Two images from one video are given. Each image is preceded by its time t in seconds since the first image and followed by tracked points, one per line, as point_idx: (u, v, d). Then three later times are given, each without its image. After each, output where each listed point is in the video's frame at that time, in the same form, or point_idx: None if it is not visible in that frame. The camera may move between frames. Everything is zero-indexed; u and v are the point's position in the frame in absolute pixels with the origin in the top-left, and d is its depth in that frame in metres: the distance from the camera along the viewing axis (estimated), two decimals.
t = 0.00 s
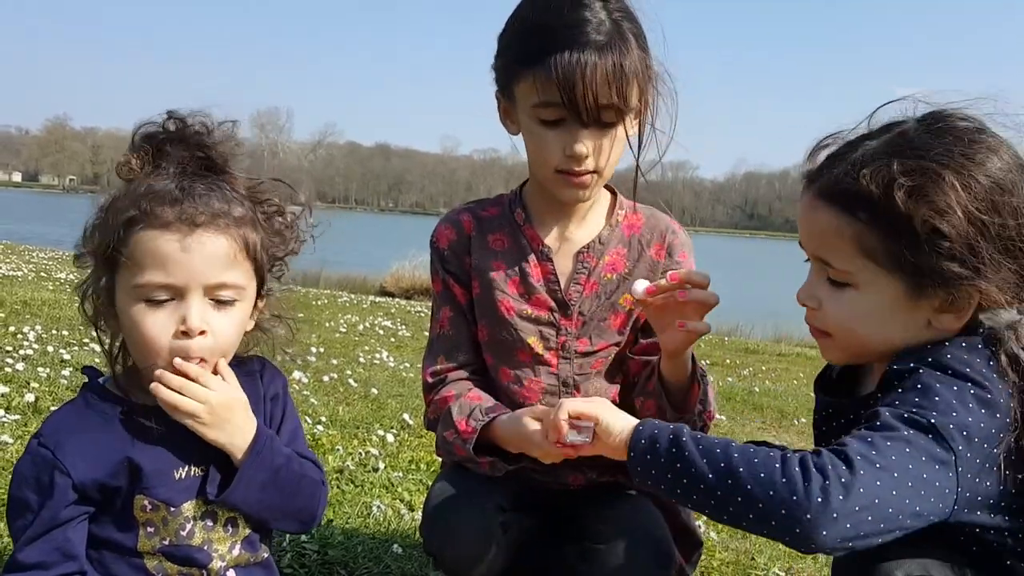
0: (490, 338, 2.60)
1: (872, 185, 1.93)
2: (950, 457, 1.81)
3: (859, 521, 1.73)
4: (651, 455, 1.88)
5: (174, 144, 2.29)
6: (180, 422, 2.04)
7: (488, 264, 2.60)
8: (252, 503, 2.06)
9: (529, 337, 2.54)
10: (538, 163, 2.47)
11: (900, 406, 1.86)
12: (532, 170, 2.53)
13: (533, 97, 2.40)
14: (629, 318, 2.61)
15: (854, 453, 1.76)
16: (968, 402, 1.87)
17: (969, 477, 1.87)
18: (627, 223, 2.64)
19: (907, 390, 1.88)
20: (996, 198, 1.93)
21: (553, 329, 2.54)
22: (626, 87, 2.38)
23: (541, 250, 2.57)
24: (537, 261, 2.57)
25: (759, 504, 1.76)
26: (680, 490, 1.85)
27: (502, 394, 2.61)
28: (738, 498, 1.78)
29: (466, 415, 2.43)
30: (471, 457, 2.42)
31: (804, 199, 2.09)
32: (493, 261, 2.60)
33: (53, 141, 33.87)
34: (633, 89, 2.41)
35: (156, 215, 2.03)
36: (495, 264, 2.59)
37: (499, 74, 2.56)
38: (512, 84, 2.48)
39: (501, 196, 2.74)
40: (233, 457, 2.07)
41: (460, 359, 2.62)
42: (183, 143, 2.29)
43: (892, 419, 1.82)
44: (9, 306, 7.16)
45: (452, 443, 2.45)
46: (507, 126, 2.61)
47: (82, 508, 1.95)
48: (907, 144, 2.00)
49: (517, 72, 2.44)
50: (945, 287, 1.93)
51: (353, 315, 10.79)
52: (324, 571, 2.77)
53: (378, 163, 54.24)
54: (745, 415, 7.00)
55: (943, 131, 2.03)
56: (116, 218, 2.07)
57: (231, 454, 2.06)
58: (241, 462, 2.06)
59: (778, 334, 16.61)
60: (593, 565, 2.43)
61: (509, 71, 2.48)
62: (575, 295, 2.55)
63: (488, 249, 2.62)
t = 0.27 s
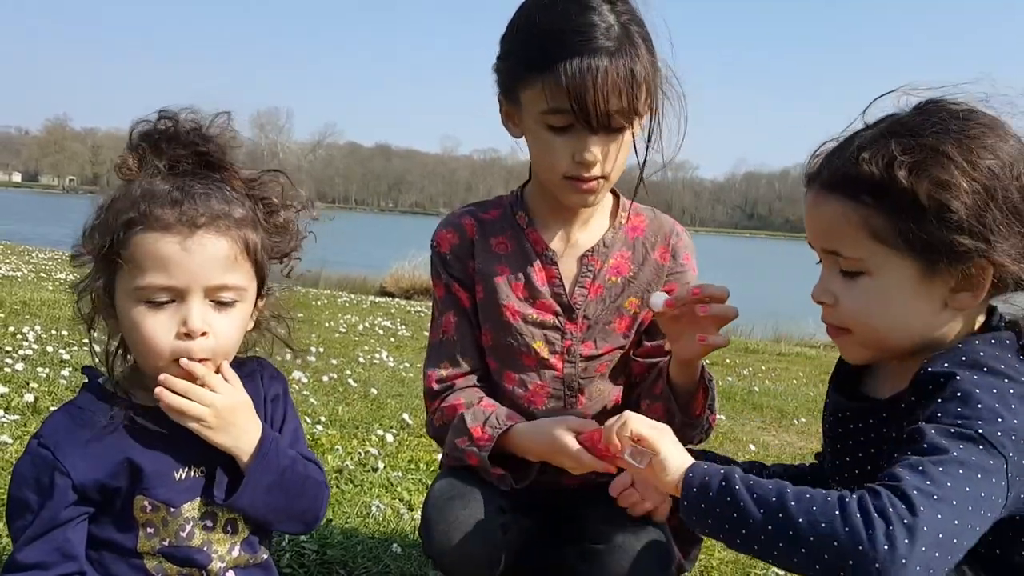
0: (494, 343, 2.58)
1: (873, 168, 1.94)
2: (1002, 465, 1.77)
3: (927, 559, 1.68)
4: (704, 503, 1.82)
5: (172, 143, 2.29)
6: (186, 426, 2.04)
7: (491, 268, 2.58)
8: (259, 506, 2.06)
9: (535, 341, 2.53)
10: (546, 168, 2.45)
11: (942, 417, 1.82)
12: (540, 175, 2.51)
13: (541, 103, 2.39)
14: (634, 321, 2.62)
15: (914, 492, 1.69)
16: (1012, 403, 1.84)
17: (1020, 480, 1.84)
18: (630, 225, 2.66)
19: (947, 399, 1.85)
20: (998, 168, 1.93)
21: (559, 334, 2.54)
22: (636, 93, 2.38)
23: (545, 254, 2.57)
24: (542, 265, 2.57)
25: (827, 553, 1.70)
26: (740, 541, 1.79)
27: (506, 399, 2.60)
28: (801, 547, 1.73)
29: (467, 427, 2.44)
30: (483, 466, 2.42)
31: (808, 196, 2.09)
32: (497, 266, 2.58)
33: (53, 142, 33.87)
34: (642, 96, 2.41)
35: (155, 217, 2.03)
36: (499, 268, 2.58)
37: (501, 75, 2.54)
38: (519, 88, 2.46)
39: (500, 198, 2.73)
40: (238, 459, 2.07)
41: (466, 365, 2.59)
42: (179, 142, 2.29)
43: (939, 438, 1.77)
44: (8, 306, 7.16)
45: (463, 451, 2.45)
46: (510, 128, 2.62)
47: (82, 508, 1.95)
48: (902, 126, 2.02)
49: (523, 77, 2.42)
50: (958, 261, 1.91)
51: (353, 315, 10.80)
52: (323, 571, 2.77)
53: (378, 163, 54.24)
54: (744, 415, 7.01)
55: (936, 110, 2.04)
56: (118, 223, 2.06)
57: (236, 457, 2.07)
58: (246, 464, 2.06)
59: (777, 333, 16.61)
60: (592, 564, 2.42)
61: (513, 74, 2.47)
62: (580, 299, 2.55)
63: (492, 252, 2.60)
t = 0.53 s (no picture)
0: (494, 342, 2.58)
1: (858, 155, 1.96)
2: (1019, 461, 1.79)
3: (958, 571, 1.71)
4: (737, 516, 1.86)
5: (158, 139, 2.27)
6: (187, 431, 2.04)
7: (490, 267, 2.59)
8: (258, 508, 2.06)
9: (535, 340, 2.54)
10: (551, 170, 2.44)
11: (954, 416, 1.84)
12: (543, 176, 2.50)
13: (547, 106, 2.37)
14: (635, 318, 2.61)
15: (940, 506, 1.70)
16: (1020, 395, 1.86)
17: None
18: (628, 221, 2.66)
19: (956, 398, 1.86)
20: (981, 151, 1.95)
21: (560, 332, 2.54)
22: (642, 95, 2.37)
23: (545, 252, 2.57)
24: (542, 263, 2.56)
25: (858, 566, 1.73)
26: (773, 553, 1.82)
27: (507, 398, 2.60)
28: (834, 562, 1.75)
29: (467, 431, 2.45)
30: (494, 468, 2.42)
31: (798, 194, 2.10)
32: (496, 264, 2.59)
33: (48, 142, 33.80)
34: (649, 97, 2.41)
35: (158, 217, 2.03)
36: (498, 267, 2.58)
37: (500, 74, 2.53)
38: (522, 91, 2.43)
39: (494, 198, 2.73)
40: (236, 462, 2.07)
41: (467, 366, 2.57)
42: (165, 136, 2.27)
43: (955, 442, 1.78)
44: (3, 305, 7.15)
45: (473, 451, 2.44)
46: (508, 128, 2.60)
47: (72, 507, 1.95)
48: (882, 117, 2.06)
49: (528, 79, 2.40)
50: (948, 241, 1.91)
51: (349, 314, 10.79)
52: (317, 568, 2.77)
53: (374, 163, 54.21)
54: (740, 413, 7.01)
55: (913, 102, 2.08)
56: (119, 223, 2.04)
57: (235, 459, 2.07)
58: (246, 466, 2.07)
59: (773, 332, 16.63)
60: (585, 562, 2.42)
61: (515, 75, 2.44)
62: (580, 296, 2.55)
63: (490, 251, 2.61)
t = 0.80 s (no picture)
0: (493, 337, 2.58)
1: (835, 154, 2.00)
2: None
3: None
4: (768, 555, 1.89)
5: (146, 138, 2.19)
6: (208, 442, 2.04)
7: (492, 263, 2.58)
8: (276, 517, 2.08)
9: (536, 335, 2.54)
10: (556, 165, 2.44)
11: (962, 425, 1.84)
12: (547, 172, 2.50)
13: (554, 102, 2.37)
14: (635, 314, 2.63)
15: (964, 536, 1.72)
16: None
17: None
18: (627, 218, 2.68)
19: (961, 404, 1.86)
20: (957, 143, 1.97)
21: (560, 327, 2.55)
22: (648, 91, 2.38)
23: (544, 247, 2.57)
24: (542, 259, 2.57)
25: None
26: None
27: (507, 394, 2.61)
28: None
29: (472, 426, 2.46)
30: (495, 466, 2.44)
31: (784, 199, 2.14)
32: (496, 260, 2.59)
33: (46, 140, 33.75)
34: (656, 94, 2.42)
35: (192, 222, 2.04)
36: (498, 262, 2.58)
37: (504, 69, 2.53)
38: (527, 86, 2.43)
39: (494, 193, 2.72)
40: (260, 472, 2.10)
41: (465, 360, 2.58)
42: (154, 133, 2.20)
43: (967, 459, 1.79)
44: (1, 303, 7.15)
45: (473, 448, 2.46)
46: (510, 124, 2.60)
47: (71, 504, 1.95)
48: (859, 118, 2.10)
49: (533, 76, 2.40)
50: (929, 230, 1.92)
51: (347, 311, 10.80)
52: (315, 564, 2.78)
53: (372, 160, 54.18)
54: (738, 408, 7.02)
55: (889, 101, 2.12)
56: (149, 226, 2.02)
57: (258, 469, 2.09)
58: (272, 476, 2.10)
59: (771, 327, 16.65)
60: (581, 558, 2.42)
61: (521, 70, 2.44)
62: (580, 292, 2.55)
63: (491, 247, 2.60)
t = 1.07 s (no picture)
0: (494, 333, 2.58)
1: (811, 170, 2.02)
2: None
3: None
4: (804, 564, 1.91)
5: (150, 137, 2.18)
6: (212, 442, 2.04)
7: (496, 258, 2.59)
8: (282, 511, 2.09)
9: (536, 330, 2.55)
10: (566, 161, 2.42)
11: (980, 424, 1.82)
12: (556, 168, 2.49)
13: (566, 98, 2.36)
14: (636, 310, 2.63)
15: (996, 539, 1.71)
16: None
17: None
18: (630, 215, 2.68)
19: (979, 403, 1.84)
20: (930, 141, 1.98)
21: (563, 323, 2.55)
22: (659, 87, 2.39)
23: (547, 243, 2.57)
24: (545, 256, 2.57)
25: None
26: None
27: (507, 388, 2.61)
28: None
29: (480, 423, 2.46)
30: (502, 462, 2.43)
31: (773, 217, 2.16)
32: (499, 256, 2.58)
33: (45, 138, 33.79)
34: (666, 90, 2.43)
35: (210, 219, 2.06)
36: (501, 258, 2.58)
37: (511, 66, 2.53)
38: (538, 81, 2.42)
39: (498, 189, 2.72)
40: (267, 471, 2.11)
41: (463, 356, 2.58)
42: (159, 131, 2.20)
43: (991, 461, 1.78)
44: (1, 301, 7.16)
45: (479, 445, 2.46)
46: (517, 121, 2.60)
47: (74, 502, 1.96)
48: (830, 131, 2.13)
49: (544, 72, 2.39)
50: (917, 229, 1.92)
51: (347, 308, 10.80)
52: (316, 561, 2.79)
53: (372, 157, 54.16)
54: (738, 404, 7.03)
55: (860, 109, 2.15)
56: (170, 224, 2.02)
57: (265, 468, 2.10)
58: (278, 475, 2.11)
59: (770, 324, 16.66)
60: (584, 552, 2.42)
61: (531, 65, 2.43)
62: (583, 287, 2.56)
63: (494, 242, 2.60)
